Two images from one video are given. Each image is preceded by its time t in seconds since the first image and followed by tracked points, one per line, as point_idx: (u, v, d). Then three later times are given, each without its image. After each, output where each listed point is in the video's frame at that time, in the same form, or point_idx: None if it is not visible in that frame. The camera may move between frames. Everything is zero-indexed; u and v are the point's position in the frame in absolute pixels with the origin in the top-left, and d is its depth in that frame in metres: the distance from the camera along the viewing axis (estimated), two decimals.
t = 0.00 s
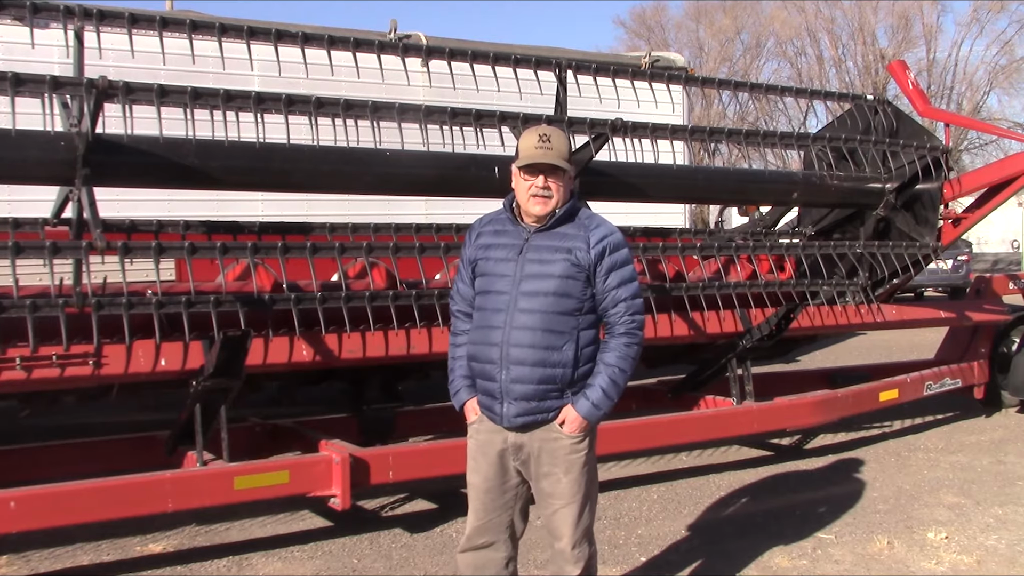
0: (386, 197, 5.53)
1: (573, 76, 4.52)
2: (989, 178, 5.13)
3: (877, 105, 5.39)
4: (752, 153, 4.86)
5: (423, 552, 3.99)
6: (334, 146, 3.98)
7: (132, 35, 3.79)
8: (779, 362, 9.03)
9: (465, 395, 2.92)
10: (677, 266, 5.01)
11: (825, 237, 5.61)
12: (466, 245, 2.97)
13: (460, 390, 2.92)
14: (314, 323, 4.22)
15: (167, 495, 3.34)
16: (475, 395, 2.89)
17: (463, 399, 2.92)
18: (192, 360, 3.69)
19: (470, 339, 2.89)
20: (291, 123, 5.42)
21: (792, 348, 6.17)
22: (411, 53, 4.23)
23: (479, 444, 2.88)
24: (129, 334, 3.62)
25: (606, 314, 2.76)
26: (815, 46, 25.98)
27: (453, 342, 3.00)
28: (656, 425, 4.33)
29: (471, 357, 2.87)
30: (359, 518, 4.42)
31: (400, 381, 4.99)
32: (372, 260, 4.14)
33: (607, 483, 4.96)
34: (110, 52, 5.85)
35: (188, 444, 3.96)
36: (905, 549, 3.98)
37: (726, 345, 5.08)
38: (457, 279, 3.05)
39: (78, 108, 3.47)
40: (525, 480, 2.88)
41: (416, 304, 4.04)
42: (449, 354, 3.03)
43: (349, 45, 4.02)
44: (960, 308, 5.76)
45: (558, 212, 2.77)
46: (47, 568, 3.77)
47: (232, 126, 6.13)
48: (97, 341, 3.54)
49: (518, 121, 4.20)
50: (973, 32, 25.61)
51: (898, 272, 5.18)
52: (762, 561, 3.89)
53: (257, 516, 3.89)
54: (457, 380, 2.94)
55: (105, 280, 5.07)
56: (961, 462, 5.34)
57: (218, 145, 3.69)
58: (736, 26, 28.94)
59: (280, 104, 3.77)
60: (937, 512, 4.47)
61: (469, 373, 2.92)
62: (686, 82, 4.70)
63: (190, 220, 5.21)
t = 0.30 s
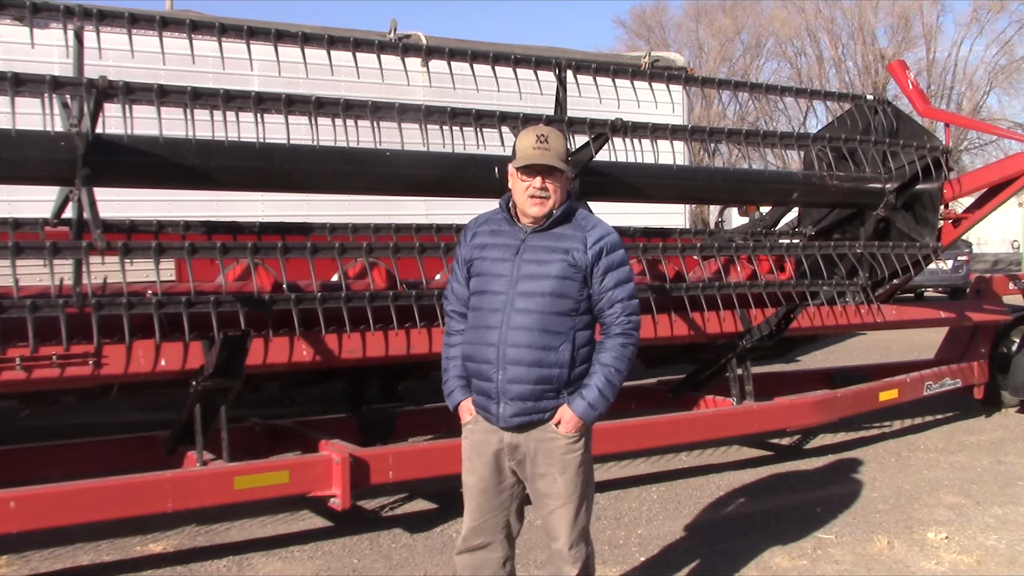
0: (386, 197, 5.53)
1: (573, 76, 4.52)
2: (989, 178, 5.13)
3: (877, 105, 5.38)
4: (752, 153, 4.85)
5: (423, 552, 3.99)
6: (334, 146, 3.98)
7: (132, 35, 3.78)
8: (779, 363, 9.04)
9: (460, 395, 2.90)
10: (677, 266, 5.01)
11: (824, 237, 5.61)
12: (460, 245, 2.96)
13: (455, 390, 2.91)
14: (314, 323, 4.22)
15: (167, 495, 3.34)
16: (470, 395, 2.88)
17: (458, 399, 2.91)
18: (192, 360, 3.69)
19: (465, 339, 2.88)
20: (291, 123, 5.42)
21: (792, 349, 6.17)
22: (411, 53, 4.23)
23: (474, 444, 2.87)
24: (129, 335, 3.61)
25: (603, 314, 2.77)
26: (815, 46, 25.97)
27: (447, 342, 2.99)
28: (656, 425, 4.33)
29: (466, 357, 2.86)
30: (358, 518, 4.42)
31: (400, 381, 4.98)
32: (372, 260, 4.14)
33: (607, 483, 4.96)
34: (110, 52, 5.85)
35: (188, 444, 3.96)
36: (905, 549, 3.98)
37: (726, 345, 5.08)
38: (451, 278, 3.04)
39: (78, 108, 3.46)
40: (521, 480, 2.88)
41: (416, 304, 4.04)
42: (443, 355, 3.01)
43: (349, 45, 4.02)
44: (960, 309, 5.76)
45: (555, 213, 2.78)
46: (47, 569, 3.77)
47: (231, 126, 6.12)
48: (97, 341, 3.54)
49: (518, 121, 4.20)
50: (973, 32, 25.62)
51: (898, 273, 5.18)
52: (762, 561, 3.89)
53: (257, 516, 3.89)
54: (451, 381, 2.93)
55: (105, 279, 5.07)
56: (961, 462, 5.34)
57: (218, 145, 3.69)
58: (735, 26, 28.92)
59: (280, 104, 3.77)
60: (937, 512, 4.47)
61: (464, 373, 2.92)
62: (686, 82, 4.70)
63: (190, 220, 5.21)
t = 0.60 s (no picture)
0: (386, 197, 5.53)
1: (573, 76, 4.52)
2: (989, 178, 5.13)
3: (877, 105, 5.38)
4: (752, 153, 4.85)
5: (423, 552, 3.99)
6: (334, 147, 3.98)
7: (132, 35, 3.78)
8: (779, 363, 9.04)
9: (460, 396, 2.91)
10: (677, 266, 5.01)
11: (824, 237, 5.61)
12: (458, 246, 2.97)
13: (455, 390, 2.92)
14: (313, 323, 4.22)
15: (167, 495, 3.34)
16: (470, 396, 2.88)
17: (458, 399, 2.91)
18: (192, 360, 3.69)
19: (464, 339, 2.89)
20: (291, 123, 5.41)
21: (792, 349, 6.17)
22: (411, 53, 4.23)
23: (476, 444, 2.88)
24: (129, 335, 3.61)
25: (600, 314, 2.76)
26: (815, 46, 25.97)
27: (447, 343, 3.00)
28: (657, 425, 4.33)
29: (465, 358, 2.87)
30: (358, 518, 4.42)
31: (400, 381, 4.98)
32: (372, 260, 4.14)
33: (607, 483, 4.96)
34: (110, 52, 5.86)
35: (188, 444, 3.97)
36: (905, 549, 3.98)
37: (726, 345, 5.08)
38: (451, 279, 3.05)
39: (78, 108, 3.46)
40: (523, 479, 2.88)
41: (416, 304, 4.04)
42: (444, 355, 3.02)
43: (349, 45, 4.02)
44: (960, 309, 5.76)
45: (551, 214, 2.77)
46: (47, 568, 3.77)
47: (231, 126, 6.13)
48: (97, 341, 3.54)
49: (518, 121, 4.20)
50: (973, 32, 25.63)
51: (898, 273, 5.17)
52: (762, 561, 3.89)
53: (257, 515, 3.89)
54: (451, 381, 2.94)
55: (105, 279, 5.07)
56: (961, 462, 5.34)
57: (218, 145, 3.69)
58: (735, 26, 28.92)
59: (280, 104, 3.77)
60: (937, 512, 4.47)
61: (464, 374, 2.92)
62: (686, 82, 4.71)
63: (190, 220, 5.22)
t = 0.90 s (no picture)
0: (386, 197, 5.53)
1: (573, 76, 4.52)
2: (989, 178, 5.14)
3: (877, 105, 5.38)
4: (752, 153, 4.85)
5: (422, 552, 3.99)
6: (334, 147, 3.98)
7: (132, 35, 3.78)
8: (779, 363, 9.04)
9: (463, 396, 2.92)
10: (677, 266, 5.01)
11: (825, 237, 5.61)
12: (461, 246, 2.98)
13: (458, 391, 2.93)
14: (314, 323, 4.22)
15: (167, 495, 3.34)
16: (472, 396, 2.89)
17: (461, 399, 2.93)
18: (192, 360, 3.69)
19: (465, 340, 2.90)
20: (291, 123, 5.41)
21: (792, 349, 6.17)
22: (411, 53, 4.23)
23: (477, 444, 2.89)
24: (129, 335, 3.61)
25: (600, 314, 2.76)
26: (815, 46, 25.97)
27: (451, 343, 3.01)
28: (656, 425, 4.33)
29: (466, 358, 2.87)
30: (358, 518, 4.42)
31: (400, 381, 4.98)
32: (372, 260, 4.14)
33: (607, 483, 4.96)
34: (110, 52, 5.86)
35: (188, 444, 3.97)
36: (905, 549, 3.98)
37: (726, 345, 5.08)
38: (455, 280, 3.06)
39: (78, 108, 3.46)
40: (524, 479, 2.88)
41: (416, 304, 4.04)
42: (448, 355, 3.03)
43: (349, 45, 4.02)
44: (960, 308, 5.77)
45: (549, 216, 2.76)
46: (47, 568, 3.77)
47: (231, 126, 6.13)
48: (97, 341, 3.54)
49: (518, 121, 4.20)
50: (973, 32, 25.63)
51: (898, 273, 5.17)
52: (762, 561, 3.89)
53: (257, 515, 3.89)
54: (455, 381, 2.95)
55: (105, 279, 5.06)
56: (961, 462, 5.34)
57: (218, 145, 3.68)
58: (735, 26, 28.88)
59: (280, 104, 3.77)
60: (937, 512, 4.47)
61: (467, 374, 2.93)
62: (686, 82, 4.71)
63: (190, 220, 5.22)
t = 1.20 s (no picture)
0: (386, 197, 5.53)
1: (573, 76, 4.52)
2: (989, 178, 5.14)
3: (877, 105, 5.38)
4: (752, 153, 4.85)
5: (422, 552, 3.99)
6: (334, 147, 3.98)
7: (132, 35, 3.79)
8: (779, 363, 9.04)
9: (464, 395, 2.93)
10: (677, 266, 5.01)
11: (824, 237, 5.61)
12: (465, 245, 2.98)
13: (460, 389, 2.94)
14: (314, 323, 4.23)
15: (167, 495, 3.34)
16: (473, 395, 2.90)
17: (462, 398, 2.93)
18: (192, 360, 3.69)
19: (467, 339, 2.90)
20: (291, 123, 5.41)
21: (792, 349, 6.16)
22: (411, 53, 4.24)
23: (478, 444, 2.89)
24: (129, 335, 3.62)
25: (602, 315, 2.76)
26: (815, 46, 25.97)
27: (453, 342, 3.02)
28: (656, 425, 4.33)
29: (468, 357, 2.88)
30: (358, 518, 4.42)
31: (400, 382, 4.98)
32: (371, 260, 4.14)
33: (607, 483, 4.96)
34: (110, 52, 5.86)
35: (188, 444, 3.97)
36: (905, 549, 3.98)
37: (726, 346, 5.08)
38: (458, 279, 3.06)
39: (78, 108, 3.46)
40: (525, 479, 2.88)
41: (415, 304, 4.05)
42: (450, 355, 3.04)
43: (349, 45, 4.02)
44: (960, 309, 5.77)
45: (553, 215, 2.77)
46: (47, 568, 3.78)
47: (231, 126, 6.13)
48: (97, 341, 3.54)
49: (518, 121, 4.20)
50: (973, 32, 25.63)
51: (897, 273, 5.17)
52: (762, 561, 3.89)
53: (257, 515, 3.89)
54: (456, 380, 2.96)
55: (106, 279, 5.06)
56: (961, 462, 5.34)
57: (218, 145, 3.69)
58: (735, 26, 28.87)
59: (280, 104, 3.77)
60: (937, 512, 4.47)
61: (469, 373, 2.94)
62: (686, 82, 4.71)
63: (190, 220, 5.22)
